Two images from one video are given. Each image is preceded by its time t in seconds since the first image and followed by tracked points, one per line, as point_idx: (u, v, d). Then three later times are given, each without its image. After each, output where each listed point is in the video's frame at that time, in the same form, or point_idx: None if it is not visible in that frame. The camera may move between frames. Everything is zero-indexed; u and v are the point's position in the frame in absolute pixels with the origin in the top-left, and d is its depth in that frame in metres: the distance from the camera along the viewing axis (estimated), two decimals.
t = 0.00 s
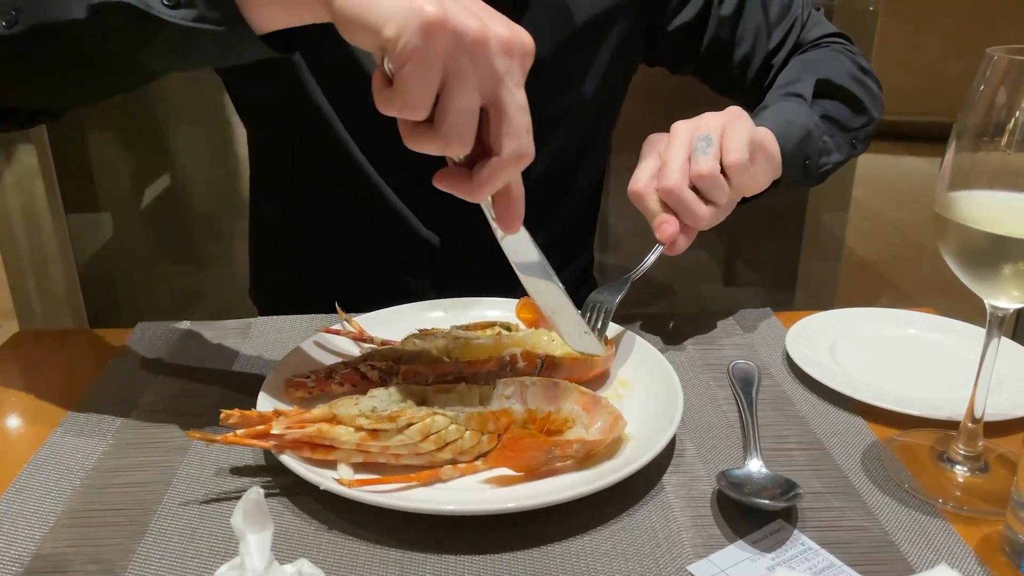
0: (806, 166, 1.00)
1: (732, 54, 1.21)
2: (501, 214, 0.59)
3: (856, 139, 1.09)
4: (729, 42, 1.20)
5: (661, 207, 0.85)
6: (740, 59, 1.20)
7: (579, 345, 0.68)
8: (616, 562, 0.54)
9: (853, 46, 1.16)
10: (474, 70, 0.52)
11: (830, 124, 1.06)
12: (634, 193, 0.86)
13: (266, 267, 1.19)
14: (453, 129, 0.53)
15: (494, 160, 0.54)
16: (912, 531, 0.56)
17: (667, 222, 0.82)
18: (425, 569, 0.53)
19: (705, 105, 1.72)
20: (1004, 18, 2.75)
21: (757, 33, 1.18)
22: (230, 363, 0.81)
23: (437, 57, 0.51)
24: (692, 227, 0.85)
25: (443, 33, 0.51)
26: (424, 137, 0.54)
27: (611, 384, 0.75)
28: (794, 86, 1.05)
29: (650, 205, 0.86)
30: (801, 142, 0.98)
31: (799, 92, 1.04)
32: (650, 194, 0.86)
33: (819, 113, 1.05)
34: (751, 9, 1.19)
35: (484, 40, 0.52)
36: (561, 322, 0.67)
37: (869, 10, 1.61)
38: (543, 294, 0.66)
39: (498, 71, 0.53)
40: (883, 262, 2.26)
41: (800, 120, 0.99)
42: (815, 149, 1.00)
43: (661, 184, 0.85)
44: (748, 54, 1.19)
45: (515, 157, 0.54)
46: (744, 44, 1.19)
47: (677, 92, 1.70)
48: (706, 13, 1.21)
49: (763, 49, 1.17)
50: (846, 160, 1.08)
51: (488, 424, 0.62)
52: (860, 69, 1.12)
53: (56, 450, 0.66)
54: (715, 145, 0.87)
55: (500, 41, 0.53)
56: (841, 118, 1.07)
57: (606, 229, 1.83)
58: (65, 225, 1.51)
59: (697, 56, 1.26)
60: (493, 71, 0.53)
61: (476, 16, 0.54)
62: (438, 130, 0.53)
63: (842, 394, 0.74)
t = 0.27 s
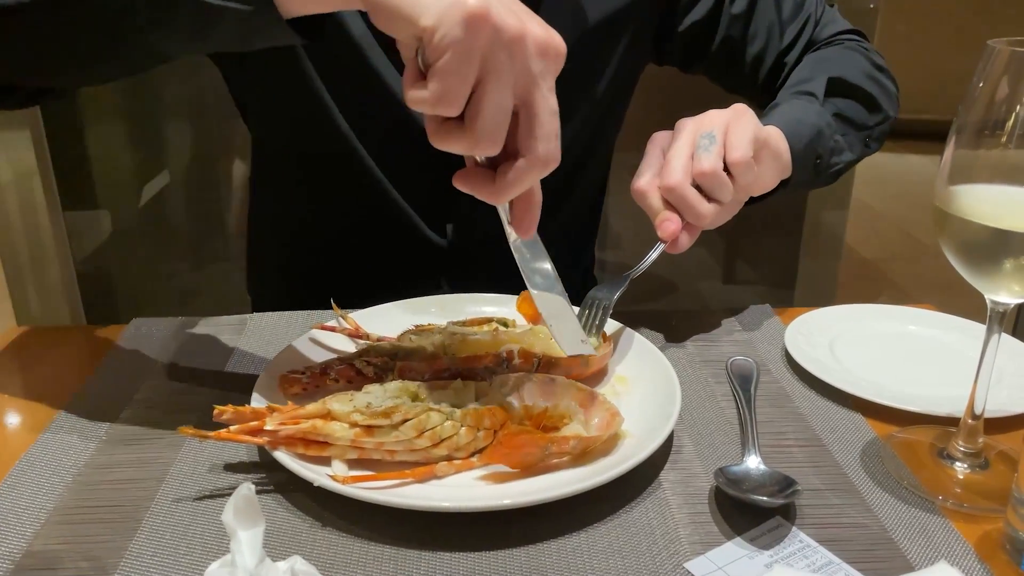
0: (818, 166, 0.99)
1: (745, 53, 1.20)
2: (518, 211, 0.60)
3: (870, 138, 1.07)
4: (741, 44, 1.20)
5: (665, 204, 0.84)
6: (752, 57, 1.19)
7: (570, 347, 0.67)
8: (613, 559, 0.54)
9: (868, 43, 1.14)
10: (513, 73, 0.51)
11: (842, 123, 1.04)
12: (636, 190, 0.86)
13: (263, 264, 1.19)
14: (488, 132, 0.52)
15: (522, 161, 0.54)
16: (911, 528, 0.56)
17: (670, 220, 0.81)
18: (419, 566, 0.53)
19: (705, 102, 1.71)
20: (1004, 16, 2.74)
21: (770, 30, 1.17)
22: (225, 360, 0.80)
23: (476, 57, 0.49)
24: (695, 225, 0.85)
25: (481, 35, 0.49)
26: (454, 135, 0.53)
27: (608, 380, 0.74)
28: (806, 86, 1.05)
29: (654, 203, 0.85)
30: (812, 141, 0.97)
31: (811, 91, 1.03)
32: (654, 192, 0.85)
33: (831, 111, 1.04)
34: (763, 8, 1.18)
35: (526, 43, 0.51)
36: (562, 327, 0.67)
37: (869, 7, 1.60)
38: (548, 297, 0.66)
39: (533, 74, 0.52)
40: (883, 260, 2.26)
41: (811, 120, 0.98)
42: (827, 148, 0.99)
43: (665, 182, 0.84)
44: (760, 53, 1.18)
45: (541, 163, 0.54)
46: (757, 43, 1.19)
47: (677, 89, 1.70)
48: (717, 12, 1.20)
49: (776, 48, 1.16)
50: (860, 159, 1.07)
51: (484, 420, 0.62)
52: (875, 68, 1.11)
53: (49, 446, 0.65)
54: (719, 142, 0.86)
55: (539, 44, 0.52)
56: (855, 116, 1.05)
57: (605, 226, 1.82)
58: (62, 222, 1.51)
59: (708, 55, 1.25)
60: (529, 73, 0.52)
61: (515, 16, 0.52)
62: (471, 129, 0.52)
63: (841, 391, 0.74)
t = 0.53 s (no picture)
0: (822, 157, 1.00)
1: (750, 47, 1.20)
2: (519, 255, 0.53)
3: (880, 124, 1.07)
4: (748, 33, 1.19)
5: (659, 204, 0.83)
6: (759, 48, 1.19)
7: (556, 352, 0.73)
8: (611, 558, 0.54)
9: (879, 28, 1.13)
10: (537, 140, 0.44)
11: (847, 111, 1.04)
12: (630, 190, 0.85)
13: (262, 262, 1.19)
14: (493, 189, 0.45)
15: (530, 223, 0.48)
16: (910, 526, 0.56)
17: (664, 219, 0.81)
18: (418, 565, 0.53)
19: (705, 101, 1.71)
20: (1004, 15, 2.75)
21: (776, 18, 1.16)
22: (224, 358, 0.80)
23: (501, 118, 0.42)
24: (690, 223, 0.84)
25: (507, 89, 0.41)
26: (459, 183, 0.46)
27: (606, 378, 0.74)
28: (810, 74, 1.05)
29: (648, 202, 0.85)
30: (814, 132, 0.97)
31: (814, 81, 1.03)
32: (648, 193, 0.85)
33: (836, 100, 1.04)
34: None
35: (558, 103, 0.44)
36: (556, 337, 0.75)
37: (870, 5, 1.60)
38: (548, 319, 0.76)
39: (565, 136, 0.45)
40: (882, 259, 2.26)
41: (814, 111, 0.98)
42: (830, 138, 1.00)
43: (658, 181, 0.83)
44: (767, 43, 1.17)
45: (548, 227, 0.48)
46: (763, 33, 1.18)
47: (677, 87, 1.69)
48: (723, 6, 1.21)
49: (782, 39, 1.16)
50: (868, 146, 1.06)
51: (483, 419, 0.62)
52: (885, 53, 1.09)
53: (47, 445, 0.65)
54: (713, 141, 0.85)
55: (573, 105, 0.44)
56: (862, 104, 1.05)
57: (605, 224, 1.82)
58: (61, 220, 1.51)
59: (712, 47, 1.25)
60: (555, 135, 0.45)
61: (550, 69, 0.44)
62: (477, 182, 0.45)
63: (840, 390, 0.74)
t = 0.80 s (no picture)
0: (806, 154, 1.00)
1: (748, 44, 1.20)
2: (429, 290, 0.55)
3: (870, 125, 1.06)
4: (747, 29, 1.19)
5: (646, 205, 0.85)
6: (759, 46, 1.19)
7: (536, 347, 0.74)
8: (613, 556, 0.54)
9: (879, 30, 1.14)
10: (400, 247, 0.46)
11: (836, 110, 1.04)
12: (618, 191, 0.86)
13: (264, 261, 1.19)
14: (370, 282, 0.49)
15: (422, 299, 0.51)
16: (910, 525, 0.56)
17: (649, 220, 0.82)
18: (420, 563, 0.53)
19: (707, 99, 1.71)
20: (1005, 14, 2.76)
21: (774, 19, 1.17)
22: (226, 357, 0.81)
23: (351, 238, 0.44)
24: (676, 224, 0.85)
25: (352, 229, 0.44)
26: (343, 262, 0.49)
27: (608, 377, 0.74)
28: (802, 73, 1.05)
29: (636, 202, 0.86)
30: (797, 130, 0.98)
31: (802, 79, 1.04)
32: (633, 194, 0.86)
33: (825, 99, 1.04)
34: None
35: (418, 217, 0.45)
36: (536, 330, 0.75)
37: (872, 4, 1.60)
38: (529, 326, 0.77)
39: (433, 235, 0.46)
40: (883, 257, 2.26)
41: (800, 108, 0.99)
42: (815, 135, 1.00)
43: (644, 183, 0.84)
44: (766, 41, 1.18)
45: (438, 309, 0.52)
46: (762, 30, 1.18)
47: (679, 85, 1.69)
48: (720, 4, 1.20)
49: (782, 37, 1.16)
50: (856, 147, 1.06)
51: (485, 418, 0.62)
52: (881, 56, 1.09)
53: (50, 444, 0.65)
54: (699, 144, 0.85)
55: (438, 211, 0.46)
56: (851, 104, 1.04)
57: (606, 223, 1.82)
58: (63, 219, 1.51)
59: (712, 44, 1.25)
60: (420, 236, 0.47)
61: (415, 176, 0.45)
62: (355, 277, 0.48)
63: (841, 388, 0.74)
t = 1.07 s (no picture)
0: (795, 167, 1.00)
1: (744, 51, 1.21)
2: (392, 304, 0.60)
3: (857, 142, 1.07)
4: (744, 37, 1.20)
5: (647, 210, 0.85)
6: (754, 55, 1.20)
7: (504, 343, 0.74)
8: (620, 552, 0.54)
9: (871, 48, 1.15)
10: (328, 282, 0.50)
11: (824, 126, 1.05)
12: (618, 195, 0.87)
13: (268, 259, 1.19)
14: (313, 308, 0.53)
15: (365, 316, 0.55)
16: (916, 523, 0.56)
17: (651, 225, 0.83)
18: (428, 559, 0.53)
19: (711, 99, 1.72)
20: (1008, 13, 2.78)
21: (770, 29, 1.18)
22: (233, 354, 0.81)
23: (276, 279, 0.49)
24: (674, 231, 0.86)
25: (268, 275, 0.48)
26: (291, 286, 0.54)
27: (614, 375, 0.75)
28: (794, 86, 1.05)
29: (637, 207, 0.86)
30: (787, 142, 0.98)
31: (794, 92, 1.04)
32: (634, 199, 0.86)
33: (815, 114, 1.04)
34: (766, 6, 1.18)
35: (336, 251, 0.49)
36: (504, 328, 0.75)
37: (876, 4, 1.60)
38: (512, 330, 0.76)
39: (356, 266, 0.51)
40: (885, 257, 2.26)
41: (790, 120, 0.99)
42: (804, 149, 1.00)
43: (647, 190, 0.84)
44: (761, 52, 1.19)
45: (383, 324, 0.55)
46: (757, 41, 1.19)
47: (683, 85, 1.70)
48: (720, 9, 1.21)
49: (775, 49, 1.18)
50: (842, 163, 1.07)
51: (493, 415, 0.63)
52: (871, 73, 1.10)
53: (59, 440, 0.66)
54: (702, 154, 0.86)
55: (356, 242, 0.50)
56: (838, 120, 1.05)
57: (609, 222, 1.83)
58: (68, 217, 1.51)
59: (711, 47, 1.26)
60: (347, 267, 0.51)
61: (330, 213, 0.49)
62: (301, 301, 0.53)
63: (846, 387, 0.74)
